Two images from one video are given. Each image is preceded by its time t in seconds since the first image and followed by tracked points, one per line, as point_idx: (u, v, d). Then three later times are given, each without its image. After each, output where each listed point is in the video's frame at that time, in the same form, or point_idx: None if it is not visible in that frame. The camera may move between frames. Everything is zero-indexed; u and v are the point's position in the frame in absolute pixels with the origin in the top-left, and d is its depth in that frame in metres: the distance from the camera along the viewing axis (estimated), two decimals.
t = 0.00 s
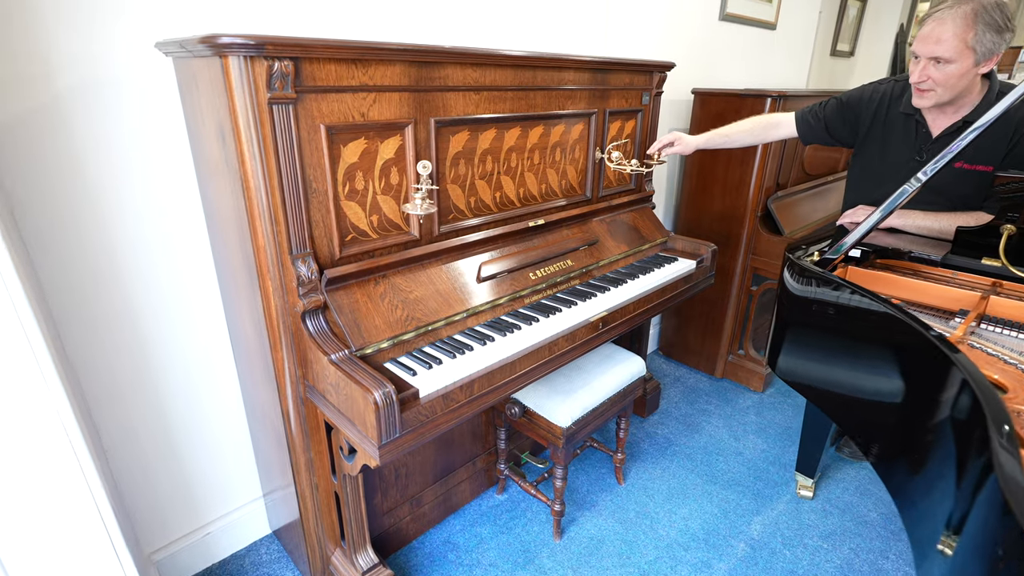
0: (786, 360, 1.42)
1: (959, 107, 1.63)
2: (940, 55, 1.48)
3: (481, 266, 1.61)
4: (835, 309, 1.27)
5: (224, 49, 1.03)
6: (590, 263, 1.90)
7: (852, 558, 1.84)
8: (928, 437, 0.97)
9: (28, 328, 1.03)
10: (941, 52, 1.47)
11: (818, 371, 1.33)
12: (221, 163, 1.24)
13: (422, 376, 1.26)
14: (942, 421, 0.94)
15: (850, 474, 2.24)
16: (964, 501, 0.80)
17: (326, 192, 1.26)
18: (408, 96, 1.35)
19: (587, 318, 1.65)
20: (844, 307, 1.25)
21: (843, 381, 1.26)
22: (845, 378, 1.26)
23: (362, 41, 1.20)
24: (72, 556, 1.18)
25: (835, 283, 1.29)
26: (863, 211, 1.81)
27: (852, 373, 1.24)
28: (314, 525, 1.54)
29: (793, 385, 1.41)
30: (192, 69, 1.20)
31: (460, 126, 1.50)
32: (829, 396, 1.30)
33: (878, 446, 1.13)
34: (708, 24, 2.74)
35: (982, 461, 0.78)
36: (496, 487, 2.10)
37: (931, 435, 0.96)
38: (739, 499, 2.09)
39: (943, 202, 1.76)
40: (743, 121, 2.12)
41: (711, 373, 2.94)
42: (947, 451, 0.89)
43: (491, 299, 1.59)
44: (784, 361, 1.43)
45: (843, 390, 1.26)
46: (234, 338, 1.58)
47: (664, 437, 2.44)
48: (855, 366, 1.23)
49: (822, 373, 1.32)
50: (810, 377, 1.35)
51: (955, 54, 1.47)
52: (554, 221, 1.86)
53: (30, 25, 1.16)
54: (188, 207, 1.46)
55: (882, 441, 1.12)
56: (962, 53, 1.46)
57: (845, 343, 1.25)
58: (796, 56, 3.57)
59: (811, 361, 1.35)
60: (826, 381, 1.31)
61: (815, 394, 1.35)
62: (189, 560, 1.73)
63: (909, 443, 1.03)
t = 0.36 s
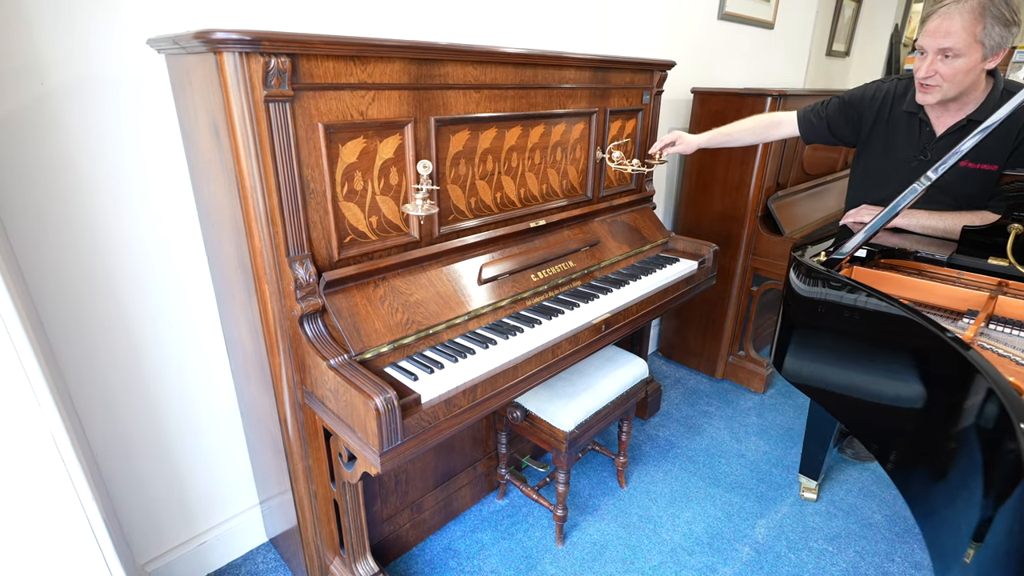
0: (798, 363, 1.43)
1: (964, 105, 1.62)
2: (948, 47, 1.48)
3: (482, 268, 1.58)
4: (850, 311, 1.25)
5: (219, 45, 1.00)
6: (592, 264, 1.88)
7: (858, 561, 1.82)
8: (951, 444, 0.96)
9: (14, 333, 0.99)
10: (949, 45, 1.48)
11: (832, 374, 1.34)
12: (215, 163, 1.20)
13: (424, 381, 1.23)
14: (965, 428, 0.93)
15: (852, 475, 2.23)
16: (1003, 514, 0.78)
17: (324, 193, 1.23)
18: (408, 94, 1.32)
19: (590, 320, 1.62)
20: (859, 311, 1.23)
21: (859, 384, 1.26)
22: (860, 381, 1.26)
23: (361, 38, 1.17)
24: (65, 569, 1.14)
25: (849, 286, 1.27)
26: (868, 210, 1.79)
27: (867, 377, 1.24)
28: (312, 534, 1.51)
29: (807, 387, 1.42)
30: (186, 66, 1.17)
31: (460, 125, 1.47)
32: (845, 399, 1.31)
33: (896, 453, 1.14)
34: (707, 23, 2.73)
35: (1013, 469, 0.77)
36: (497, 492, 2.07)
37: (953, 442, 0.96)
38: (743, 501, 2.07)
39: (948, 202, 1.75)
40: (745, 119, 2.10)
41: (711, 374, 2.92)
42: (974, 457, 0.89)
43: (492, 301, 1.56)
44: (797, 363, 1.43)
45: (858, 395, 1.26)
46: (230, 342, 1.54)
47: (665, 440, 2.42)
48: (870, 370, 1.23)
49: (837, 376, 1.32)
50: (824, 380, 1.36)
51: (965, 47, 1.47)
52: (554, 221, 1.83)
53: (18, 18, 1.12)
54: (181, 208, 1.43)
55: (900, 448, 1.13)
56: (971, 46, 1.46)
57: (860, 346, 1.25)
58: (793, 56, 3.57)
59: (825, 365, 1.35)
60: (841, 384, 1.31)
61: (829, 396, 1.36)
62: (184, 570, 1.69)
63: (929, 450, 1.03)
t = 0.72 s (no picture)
0: (806, 365, 1.41)
1: (969, 103, 1.61)
2: (955, 49, 1.49)
3: (484, 268, 1.55)
4: (864, 313, 1.24)
5: (216, 40, 0.97)
6: (594, 265, 1.85)
7: (864, 563, 1.81)
8: (976, 452, 0.96)
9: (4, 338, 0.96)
10: (956, 45, 1.49)
11: (841, 376, 1.33)
12: (212, 163, 1.17)
13: (427, 385, 1.20)
14: (989, 436, 0.93)
15: (855, 476, 2.22)
16: None
17: (324, 192, 1.20)
18: (409, 91, 1.29)
19: (595, 321, 1.60)
20: (873, 312, 1.22)
21: (870, 387, 1.25)
22: (870, 384, 1.25)
23: (362, 33, 1.14)
24: None
25: (862, 287, 1.26)
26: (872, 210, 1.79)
27: (878, 379, 1.23)
28: (311, 541, 1.48)
29: (815, 389, 1.40)
30: (181, 62, 1.14)
31: (462, 123, 1.44)
32: (855, 401, 1.30)
33: (915, 459, 1.13)
34: (706, 22, 2.71)
35: None
36: (498, 496, 2.05)
37: (978, 449, 0.95)
38: (747, 503, 2.06)
39: (954, 201, 1.74)
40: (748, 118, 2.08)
41: (711, 375, 2.91)
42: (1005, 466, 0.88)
43: (494, 303, 1.53)
44: (805, 364, 1.41)
45: (870, 397, 1.26)
46: (226, 345, 1.51)
47: (668, 441, 2.40)
48: (882, 373, 1.22)
49: (847, 378, 1.31)
50: (833, 382, 1.35)
51: (971, 47, 1.48)
52: (556, 221, 1.80)
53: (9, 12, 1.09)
54: (177, 207, 1.39)
55: (919, 453, 1.12)
56: (977, 46, 1.47)
57: (871, 348, 1.24)
58: (790, 56, 3.56)
59: (835, 366, 1.34)
60: (851, 386, 1.30)
61: (838, 398, 1.35)
62: None
63: (951, 457, 1.02)
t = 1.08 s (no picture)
0: (811, 366, 1.40)
1: (974, 100, 1.60)
2: (960, 45, 1.49)
3: (483, 268, 1.52)
4: (875, 313, 1.22)
5: (208, 33, 0.94)
6: (594, 265, 1.83)
7: (869, 564, 1.79)
8: (999, 459, 0.95)
9: None
10: (961, 41, 1.48)
11: (848, 378, 1.32)
12: (205, 161, 1.14)
13: (427, 389, 1.17)
14: (1012, 444, 0.93)
15: (857, 476, 2.20)
16: None
17: (321, 191, 1.16)
18: (408, 87, 1.26)
19: (597, 322, 1.57)
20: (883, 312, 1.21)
21: (880, 389, 1.25)
22: (879, 386, 1.25)
23: (360, 27, 1.11)
24: None
25: (872, 286, 1.24)
26: (875, 208, 1.77)
27: (888, 381, 1.23)
28: (309, 548, 1.44)
29: (821, 390, 1.40)
30: (172, 56, 1.10)
31: (461, 121, 1.41)
32: (864, 403, 1.30)
33: (935, 465, 1.12)
34: (705, 20, 2.70)
35: None
36: (498, 500, 2.02)
37: (1001, 457, 0.95)
38: (749, 505, 2.04)
39: (958, 198, 1.72)
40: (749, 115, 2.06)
41: (711, 375, 2.89)
42: None
43: (494, 304, 1.50)
44: (810, 366, 1.40)
45: (880, 399, 1.25)
46: (220, 348, 1.47)
47: (668, 443, 2.38)
48: (893, 374, 1.21)
49: (855, 379, 1.30)
50: (839, 383, 1.34)
51: (976, 43, 1.47)
52: (556, 220, 1.77)
53: None
54: (168, 207, 1.36)
55: (939, 459, 1.11)
56: (983, 42, 1.47)
57: (881, 349, 1.23)
58: (787, 55, 3.55)
59: (841, 368, 1.33)
60: (859, 388, 1.29)
61: (846, 399, 1.34)
62: None
63: (974, 465, 1.02)
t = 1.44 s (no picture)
0: (816, 367, 1.41)
1: (975, 97, 1.59)
2: (961, 42, 1.48)
3: (482, 271, 1.49)
4: (888, 315, 1.21)
5: (199, 29, 0.91)
6: (594, 266, 1.80)
7: (872, 566, 1.78)
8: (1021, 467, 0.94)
9: None
10: (962, 38, 1.47)
11: (853, 378, 1.33)
12: (197, 162, 1.10)
13: (427, 394, 1.14)
14: None
15: (859, 477, 2.19)
16: None
17: (316, 192, 1.13)
18: (404, 86, 1.23)
19: (597, 324, 1.55)
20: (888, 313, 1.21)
21: (887, 391, 1.26)
22: (887, 388, 1.26)
23: (355, 24, 1.08)
24: None
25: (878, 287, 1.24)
26: (876, 207, 1.76)
27: (900, 384, 1.23)
28: (306, 558, 1.40)
29: (827, 391, 1.41)
30: (162, 54, 1.07)
31: (459, 120, 1.38)
32: (869, 404, 1.31)
33: (952, 470, 1.13)
34: (701, 19, 2.68)
35: None
36: (498, 505, 1.99)
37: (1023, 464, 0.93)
38: (751, 507, 2.02)
39: (959, 196, 1.71)
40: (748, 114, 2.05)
41: (710, 376, 2.87)
42: None
43: (494, 307, 1.47)
44: (814, 367, 1.42)
45: (893, 403, 1.25)
46: (213, 353, 1.44)
47: (669, 445, 2.36)
48: (898, 377, 1.22)
49: (859, 380, 1.32)
50: (844, 384, 1.36)
51: (977, 41, 1.46)
52: (555, 221, 1.75)
53: None
54: (158, 209, 1.32)
55: (956, 464, 1.12)
56: (984, 39, 1.46)
57: (885, 351, 1.24)
58: (783, 54, 3.54)
59: (846, 369, 1.34)
60: (864, 389, 1.31)
61: (850, 400, 1.36)
62: None
63: (994, 473, 1.02)
